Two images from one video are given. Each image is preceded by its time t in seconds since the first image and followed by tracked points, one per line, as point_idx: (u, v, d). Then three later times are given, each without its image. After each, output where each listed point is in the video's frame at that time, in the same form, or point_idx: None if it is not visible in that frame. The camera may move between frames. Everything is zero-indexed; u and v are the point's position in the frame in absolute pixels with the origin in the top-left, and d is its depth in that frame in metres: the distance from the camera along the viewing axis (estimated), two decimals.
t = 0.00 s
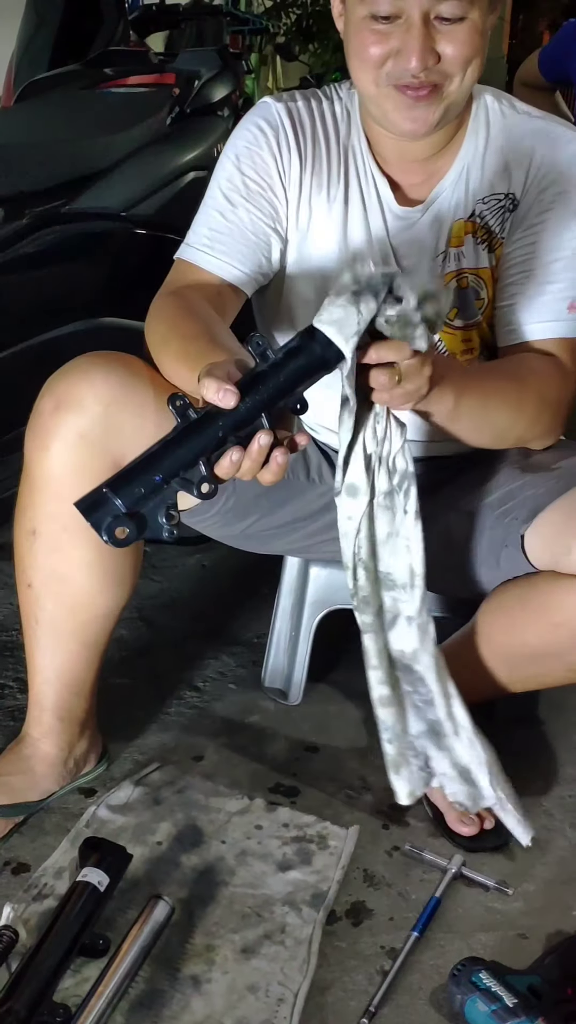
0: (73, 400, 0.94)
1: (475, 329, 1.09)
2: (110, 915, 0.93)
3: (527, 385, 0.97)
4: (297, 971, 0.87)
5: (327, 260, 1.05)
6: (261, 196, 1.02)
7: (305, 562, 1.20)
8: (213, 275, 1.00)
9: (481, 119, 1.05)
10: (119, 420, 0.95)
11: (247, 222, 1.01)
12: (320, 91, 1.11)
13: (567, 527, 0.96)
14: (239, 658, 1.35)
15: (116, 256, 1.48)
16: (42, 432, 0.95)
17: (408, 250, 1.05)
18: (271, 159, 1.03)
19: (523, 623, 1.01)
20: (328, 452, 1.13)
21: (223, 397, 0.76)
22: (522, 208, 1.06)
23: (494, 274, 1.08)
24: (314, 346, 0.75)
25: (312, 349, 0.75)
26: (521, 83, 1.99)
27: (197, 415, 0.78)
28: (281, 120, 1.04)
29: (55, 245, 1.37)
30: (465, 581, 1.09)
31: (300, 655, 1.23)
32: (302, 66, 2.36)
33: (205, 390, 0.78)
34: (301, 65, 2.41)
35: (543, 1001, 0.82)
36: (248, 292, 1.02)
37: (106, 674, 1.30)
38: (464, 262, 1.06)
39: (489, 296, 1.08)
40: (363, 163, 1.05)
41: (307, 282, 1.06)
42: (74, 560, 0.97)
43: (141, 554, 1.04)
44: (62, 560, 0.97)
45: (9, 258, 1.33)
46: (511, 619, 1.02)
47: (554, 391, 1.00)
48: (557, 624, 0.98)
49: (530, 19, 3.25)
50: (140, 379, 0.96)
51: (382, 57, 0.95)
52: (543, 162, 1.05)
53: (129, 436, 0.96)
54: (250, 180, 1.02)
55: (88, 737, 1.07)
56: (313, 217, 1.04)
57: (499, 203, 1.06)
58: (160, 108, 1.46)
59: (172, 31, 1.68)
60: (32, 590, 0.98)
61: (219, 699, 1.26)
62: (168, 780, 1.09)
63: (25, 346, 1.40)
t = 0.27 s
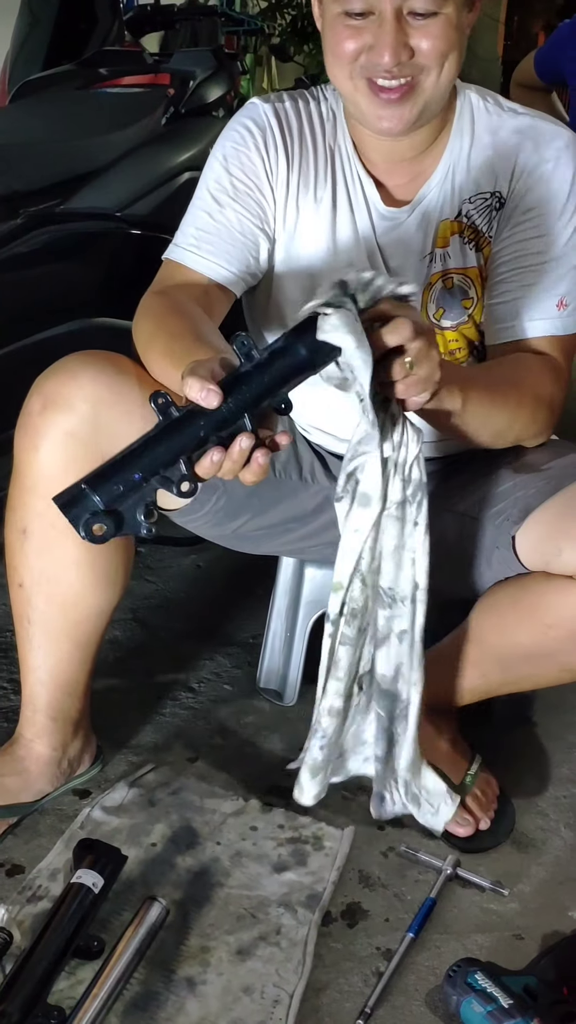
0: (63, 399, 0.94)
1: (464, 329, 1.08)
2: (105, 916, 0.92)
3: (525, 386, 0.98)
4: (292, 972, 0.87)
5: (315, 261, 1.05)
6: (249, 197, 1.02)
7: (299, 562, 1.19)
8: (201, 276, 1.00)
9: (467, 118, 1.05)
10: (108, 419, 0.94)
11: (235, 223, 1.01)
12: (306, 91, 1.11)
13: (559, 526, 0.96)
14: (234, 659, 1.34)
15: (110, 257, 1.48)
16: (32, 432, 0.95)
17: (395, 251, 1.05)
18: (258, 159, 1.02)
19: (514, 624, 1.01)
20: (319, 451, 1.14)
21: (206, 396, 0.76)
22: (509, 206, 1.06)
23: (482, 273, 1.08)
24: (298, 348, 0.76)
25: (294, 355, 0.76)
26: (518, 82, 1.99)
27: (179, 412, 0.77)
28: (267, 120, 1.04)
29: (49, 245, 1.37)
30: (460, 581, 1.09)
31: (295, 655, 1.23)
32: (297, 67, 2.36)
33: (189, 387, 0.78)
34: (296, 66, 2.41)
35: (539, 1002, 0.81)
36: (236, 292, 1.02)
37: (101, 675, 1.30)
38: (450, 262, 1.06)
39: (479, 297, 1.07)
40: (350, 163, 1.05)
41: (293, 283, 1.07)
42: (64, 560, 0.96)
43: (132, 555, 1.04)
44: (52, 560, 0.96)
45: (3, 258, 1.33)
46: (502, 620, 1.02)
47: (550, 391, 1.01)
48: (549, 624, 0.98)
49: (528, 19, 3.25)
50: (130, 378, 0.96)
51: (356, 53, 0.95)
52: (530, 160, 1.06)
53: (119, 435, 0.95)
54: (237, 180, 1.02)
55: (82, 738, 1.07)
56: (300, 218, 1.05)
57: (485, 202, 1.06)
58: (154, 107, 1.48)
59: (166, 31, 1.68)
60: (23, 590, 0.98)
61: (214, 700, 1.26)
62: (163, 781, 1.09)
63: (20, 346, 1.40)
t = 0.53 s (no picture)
0: (59, 400, 0.94)
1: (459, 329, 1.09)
2: (102, 919, 0.92)
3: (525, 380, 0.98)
4: (290, 975, 0.87)
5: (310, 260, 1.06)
6: (243, 198, 1.03)
7: (297, 563, 1.19)
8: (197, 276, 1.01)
9: (458, 117, 1.05)
10: (106, 419, 0.94)
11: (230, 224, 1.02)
12: (299, 94, 1.12)
13: (552, 525, 0.96)
14: (232, 661, 1.34)
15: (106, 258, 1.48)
16: (29, 433, 0.95)
17: (389, 249, 1.05)
18: (251, 161, 1.03)
19: (511, 623, 1.01)
20: (317, 451, 1.14)
21: (202, 392, 0.75)
22: (503, 203, 1.06)
23: (478, 272, 1.07)
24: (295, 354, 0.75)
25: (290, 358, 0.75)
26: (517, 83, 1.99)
27: (171, 401, 0.76)
28: (260, 123, 1.05)
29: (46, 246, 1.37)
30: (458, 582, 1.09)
31: (292, 655, 1.23)
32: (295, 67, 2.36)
33: (184, 379, 0.77)
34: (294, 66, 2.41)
35: (537, 1004, 0.81)
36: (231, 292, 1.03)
37: (99, 677, 1.30)
38: (445, 261, 1.06)
39: (475, 296, 1.08)
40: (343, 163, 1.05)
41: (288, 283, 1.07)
42: (62, 560, 0.96)
43: (129, 556, 1.04)
44: (49, 561, 0.96)
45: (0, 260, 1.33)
46: (499, 619, 1.02)
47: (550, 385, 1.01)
48: (548, 623, 0.98)
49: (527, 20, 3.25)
50: (127, 379, 0.96)
51: (338, 53, 0.96)
52: (521, 157, 1.05)
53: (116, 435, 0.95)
54: (231, 181, 1.03)
55: (79, 740, 1.07)
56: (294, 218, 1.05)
57: (479, 201, 1.06)
58: (152, 109, 1.46)
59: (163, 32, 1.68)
60: (20, 591, 0.97)
61: (212, 701, 1.25)
62: (160, 783, 1.09)
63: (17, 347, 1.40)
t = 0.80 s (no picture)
0: (57, 401, 0.94)
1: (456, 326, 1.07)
2: (100, 921, 0.92)
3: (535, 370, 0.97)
4: (288, 977, 0.87)
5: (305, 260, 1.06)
6: (237, 200, 1.04)
7: (295, 564, 1.19)
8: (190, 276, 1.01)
9: (451, 115, 1.05)
10: (103, 420, 0.94)
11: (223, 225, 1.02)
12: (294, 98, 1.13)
13: (549, 525, 0.96)
14: (230, 663, 1.34)
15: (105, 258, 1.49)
16: (26, 433, 0.95)
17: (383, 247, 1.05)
18: (245, 164, 1.04)
19: (509, 624, 1.01)
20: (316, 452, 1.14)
21: (193, 384, 0.76)
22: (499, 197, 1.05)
23: (475, 267, 1.06)
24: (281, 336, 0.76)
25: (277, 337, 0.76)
26: (515, 85, 1.99)
27: (163, 401, 0.77)
28: (254, 127, 1.06)
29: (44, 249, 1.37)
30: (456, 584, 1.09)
31: (290, 656, 1.22)
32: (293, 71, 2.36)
33: (173, 376, 0.78)
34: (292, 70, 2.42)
35: (534, 1005, 0.81)
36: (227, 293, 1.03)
37: (97, 680, 1.30)
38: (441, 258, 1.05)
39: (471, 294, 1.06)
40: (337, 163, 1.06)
41: (285, 282, 1.07)
42: (59, 561, 0.96)
43: (127, 557, 1.04)
44: (47, 562, 0.96)
45: None
46: (497, 620, 1.02)
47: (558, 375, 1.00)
48: (544, 624, 0.99)
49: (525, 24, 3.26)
50: (124, 380, 0.96)
51: (322, 54, 0.96)
52: (515, 151, 1.05)
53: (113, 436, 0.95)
54: (225, 185, 1.04)
55: (78, 742, 1.07)
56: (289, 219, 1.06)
57: (475, 195, 1.05)
58: (149, 110, 1.47)
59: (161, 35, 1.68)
60: (17, 591, 0.98)
61: (210, 704, 1.25)
62: (158, 785, 1.09)
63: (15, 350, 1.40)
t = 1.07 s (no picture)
0: (60, 405, 0.94)
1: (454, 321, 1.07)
2: (98, 923, 0.92)
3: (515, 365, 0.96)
4: (286, 978, 0.87)
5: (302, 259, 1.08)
6: (234, 203, 1.06)
7: (294, 567, 1.20)
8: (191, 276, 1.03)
9: (449, 114, 1.06)
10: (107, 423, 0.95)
11: (220, 227, 1.05)
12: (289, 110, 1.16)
13: (547, 525, 0.96)
14: (229, 665, 1.34)
15: (105, 260, 1.49)
16: (30, 437, 0.95)
17: (378, 242, 1.06)
18: (241, 170, 1.07)
19: (509, 624, 1.01)
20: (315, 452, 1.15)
21: (197, 374, 0.76)
22: (492, 193, 1.05)
23: (467, 263, 1.06)
24: (291, 336, 0.77)
25: (287, 337, 0.77)
26: (515, 88, 1.99)
27: (166, 388, 0.77)
28: (250, 136, 1.09)
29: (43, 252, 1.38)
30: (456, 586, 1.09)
31: (289, 658, 1.23)
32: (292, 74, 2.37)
33: (179, 366, 0.78)
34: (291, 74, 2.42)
35: (532, 1006, 0.81)
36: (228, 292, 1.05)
37: (96, 682, 1.30)
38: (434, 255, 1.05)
39: (466, 290, 1.06)
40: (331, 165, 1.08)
41: (280, 282, 1.09)
42: (61, 565, 0.96)
43: (128, 560, 1.04)
44: (49, 565, 0.96)
45: None
46: (497, 620, 1.02)
47: (539, 368, 0.99)
48: (545, 624, 0.98)
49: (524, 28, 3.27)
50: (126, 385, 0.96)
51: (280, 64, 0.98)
52: (510, 147, 1.04)
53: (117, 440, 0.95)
54: (222, 189, 1.06)
55: (76, 745, 1.07)
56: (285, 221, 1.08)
57: (468, 192, 1.05)
58: (149, 113, 1.47)
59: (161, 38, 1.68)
60: (18, 595, 0.98)
61: (209, 705, 1.26)
62: (156, 787, 1.09)
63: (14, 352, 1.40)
